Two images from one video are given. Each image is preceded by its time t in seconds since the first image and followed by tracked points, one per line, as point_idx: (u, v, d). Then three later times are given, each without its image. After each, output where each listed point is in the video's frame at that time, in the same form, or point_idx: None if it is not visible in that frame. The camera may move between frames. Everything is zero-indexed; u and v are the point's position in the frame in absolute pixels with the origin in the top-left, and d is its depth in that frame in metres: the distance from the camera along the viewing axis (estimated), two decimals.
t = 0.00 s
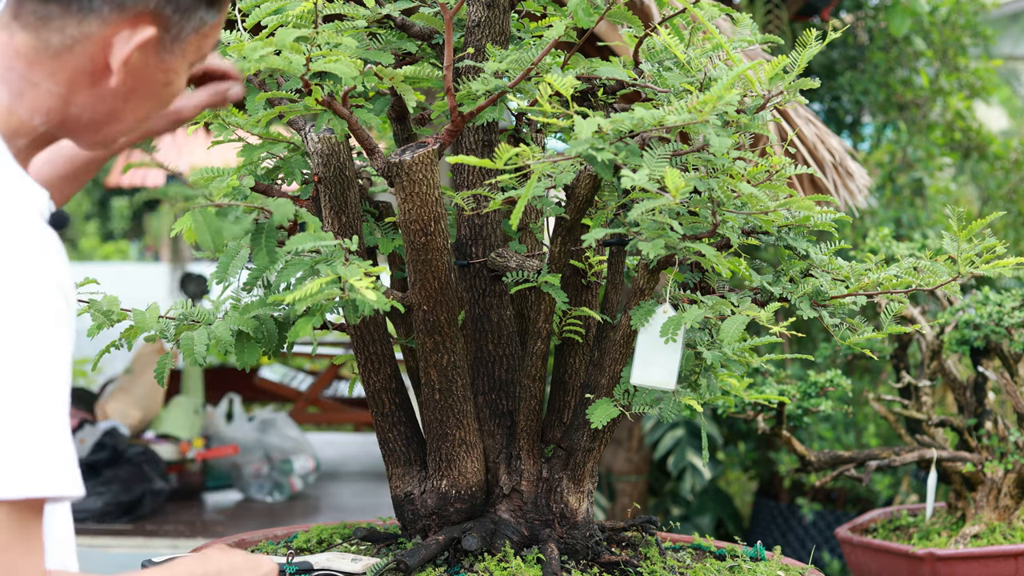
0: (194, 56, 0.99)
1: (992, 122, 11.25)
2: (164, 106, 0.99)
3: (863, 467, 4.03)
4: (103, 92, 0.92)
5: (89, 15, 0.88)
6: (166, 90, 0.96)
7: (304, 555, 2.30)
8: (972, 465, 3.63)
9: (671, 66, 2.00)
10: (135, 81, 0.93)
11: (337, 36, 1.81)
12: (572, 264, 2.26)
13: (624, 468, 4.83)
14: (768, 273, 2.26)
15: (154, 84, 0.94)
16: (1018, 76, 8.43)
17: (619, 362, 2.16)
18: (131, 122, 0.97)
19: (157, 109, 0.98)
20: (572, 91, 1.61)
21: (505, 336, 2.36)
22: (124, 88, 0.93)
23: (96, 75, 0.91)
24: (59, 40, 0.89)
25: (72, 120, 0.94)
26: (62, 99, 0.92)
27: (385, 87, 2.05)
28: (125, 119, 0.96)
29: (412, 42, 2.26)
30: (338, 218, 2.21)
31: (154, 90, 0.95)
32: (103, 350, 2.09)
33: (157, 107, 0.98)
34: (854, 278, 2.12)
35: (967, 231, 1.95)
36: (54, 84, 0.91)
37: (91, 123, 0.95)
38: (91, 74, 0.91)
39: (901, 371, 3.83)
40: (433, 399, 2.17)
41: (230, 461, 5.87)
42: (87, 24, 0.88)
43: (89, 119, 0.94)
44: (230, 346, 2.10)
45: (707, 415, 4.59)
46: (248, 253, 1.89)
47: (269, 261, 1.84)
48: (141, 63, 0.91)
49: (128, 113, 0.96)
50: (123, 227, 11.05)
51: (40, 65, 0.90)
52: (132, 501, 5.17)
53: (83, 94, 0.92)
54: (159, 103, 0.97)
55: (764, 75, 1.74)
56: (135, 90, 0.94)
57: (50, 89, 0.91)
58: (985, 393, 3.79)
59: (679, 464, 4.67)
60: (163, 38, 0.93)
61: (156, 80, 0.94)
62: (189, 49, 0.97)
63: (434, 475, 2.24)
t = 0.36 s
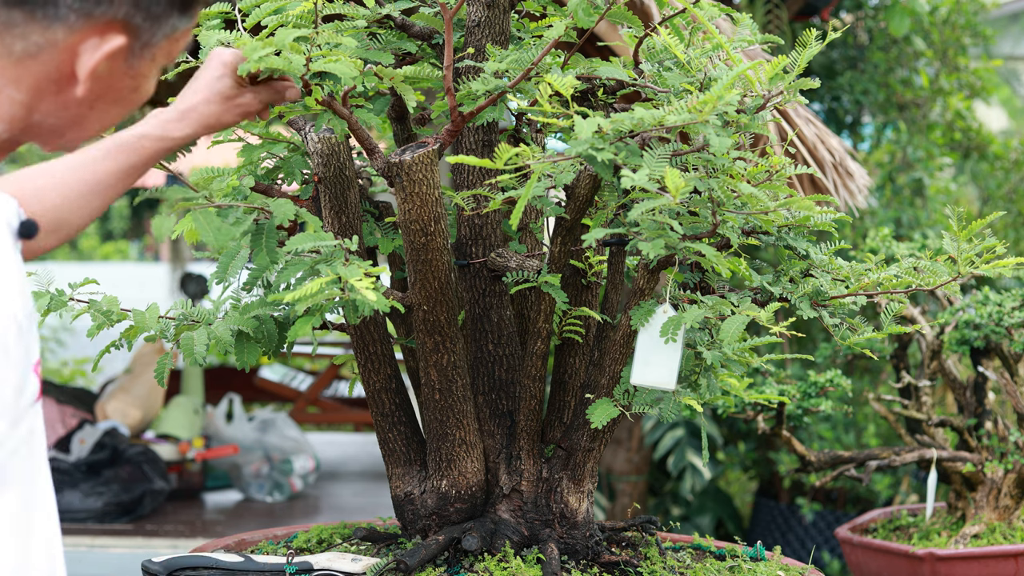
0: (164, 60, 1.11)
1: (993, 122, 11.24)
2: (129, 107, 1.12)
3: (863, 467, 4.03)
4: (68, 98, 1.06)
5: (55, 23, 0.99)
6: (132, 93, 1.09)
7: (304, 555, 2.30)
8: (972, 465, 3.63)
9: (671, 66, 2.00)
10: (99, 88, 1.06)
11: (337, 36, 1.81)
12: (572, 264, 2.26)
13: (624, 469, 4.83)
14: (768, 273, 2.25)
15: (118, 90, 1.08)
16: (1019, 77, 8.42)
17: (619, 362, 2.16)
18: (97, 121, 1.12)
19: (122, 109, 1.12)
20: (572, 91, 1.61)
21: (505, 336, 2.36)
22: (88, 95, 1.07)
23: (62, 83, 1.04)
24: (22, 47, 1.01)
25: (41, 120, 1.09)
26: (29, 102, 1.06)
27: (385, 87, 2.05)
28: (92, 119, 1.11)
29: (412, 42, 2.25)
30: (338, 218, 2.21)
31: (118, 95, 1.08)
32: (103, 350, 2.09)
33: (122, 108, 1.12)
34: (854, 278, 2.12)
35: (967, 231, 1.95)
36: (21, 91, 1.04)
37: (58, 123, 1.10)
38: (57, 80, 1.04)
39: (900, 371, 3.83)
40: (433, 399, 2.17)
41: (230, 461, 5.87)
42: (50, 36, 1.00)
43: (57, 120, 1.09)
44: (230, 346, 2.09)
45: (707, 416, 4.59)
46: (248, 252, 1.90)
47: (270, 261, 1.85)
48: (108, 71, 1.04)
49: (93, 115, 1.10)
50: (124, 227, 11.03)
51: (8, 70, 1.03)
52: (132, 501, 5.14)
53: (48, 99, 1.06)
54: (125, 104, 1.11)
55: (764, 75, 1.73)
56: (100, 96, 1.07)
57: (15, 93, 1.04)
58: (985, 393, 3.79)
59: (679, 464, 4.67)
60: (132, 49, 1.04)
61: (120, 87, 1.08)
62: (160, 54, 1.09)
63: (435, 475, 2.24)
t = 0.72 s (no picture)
0: (137, 51, 1.05)
1: (993, 122, 11.24)
2: (103, 103, 1.05)
3: (863, 467, 4.03)
4: (37, 97, 0.98)
5: (13, 23, 0.92)
6: (105, 86, 1.03)
7: (304, 555, 2.29)
8: (972, 465, 3.63)
9: (671, 66, 1.99)
10: (71, 82, 0.99)
11: (337, 36, 1.81)
12: (572, 264, 2.26)
13: (624, 469, 4.83)
14: (768, 273, 2.25)
15: (91, 82, 1.01)
16: (1019, 77, 8.43)
17: (619, 362, 2.16)
18: (73, 120, 1.04)
19: (97, 104, 1.04)
20: (572, 91, 1.61)
21: (505, 336, 2.36)
22: (60, 91, 0.99)
23: (28, 81, 0.96)
24: None
25: (12, 122, 1.00)
26: None
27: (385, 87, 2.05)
28: (66, 117, 1.03)
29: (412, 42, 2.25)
30: (338, 218, 2.21)
31: (94, 88, 1.01)
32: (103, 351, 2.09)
33: (96, 103, 1.04)
34: (854, 278, 2.12)
35: (968, 231, 1.95)
36: None
37: (30, 125, 1.01)
38: (24, 81, 0.96)
39: (901, 371, 3.83)
40: (433, 399, 2.17)
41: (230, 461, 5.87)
42: (10, 32, 0.92)
43: (29, 121, 1.00)
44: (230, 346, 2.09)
45: (707, 416, 4.59)
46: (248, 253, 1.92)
47: (269, 261, 1.85)
48: (75, 66, 0.98)
49: (68, 112, 1.02)
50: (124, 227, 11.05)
51: None
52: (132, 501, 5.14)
53: (16, 100, 0.97)
54: (99, 99, 1.04)
55: (764, 75, 1.74)
56: (73, 90, 1.00)
57: None
58: (985, 393, 3.79)
59: (679, 464, 4.66)
60: (96, 41, 0.98)
61: (94, 80, 1.01)
62: (130, 45, 1.02)
63: (434, 475, 2.24)
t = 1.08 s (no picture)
0: (135, 54, 1.07)
1: (993, 122, 11.23)
2: (102, 105, 1.08)
3: (863, 467, 4.03)
4: (35, 104, 1.01)
5: (5, 34, 0.95)
6: (103, 91, 1.05)
7: (304, 555, 2.29)
8: (972, 465, 3.63)
9: (671, 66, 1.99)
10: (68, 89, 1.02)
11: (337, 36, 1.81)
12: (572, 265, 2.26)
13: (624, 468, 4.83)
14: (768, 273, 2.25)
15: (88, 88, 1.03)
16: (1018, 77, 8.43)
17: (619, 362, 2.16)
18: (73, 122, 1.07)
19: (97, 106, 1.07)
20: (572, 91, 1.61)
21: (505, 336, 2.36)
22: (57, 97, 1.02)
23: (26, 90, 1.00)
24: None
25: (15, 128, 1.04)
26: None
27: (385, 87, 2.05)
28: (67, 122, 1.06)
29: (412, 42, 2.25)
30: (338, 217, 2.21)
31: (91, 93, 1.04)
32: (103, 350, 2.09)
33: (96, 105, 1.07)
34: (854, 278, 2.12)
35: (967, 231, 1.95)
36: None
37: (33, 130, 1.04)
38: (19, 88, 0.99)
39: (900, 371, 3.83)
40: (433, 399, 2.17)
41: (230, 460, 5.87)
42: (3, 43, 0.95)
43: (30, 126, 1.04)
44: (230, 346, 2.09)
45: (707, 415, 4.59)
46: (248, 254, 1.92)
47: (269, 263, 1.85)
48: (71, 73, 1.01)
49: (67, 116, 1.05)
50: (125, 227, 11.03)
51: None
52: (132, 501, 5.15)
53: (16, 107, 1.01)
54: (98, 102, 1.07)
55: (764, 75, 1.74)
56: (70, 96, 1.03)
57: None
58: (985, 393, 3.79)
59: (679, 464, 4.66)
60: (91, 48, 1.00)
61: (91, 86, 1.03)
62: (126, 50, 1.04)
63: (435, 475, 2.24)
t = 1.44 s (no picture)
0: (145, 39, 1.11)
1: (993, 122, 11.24)
2: (120, 91, 1.12)
3: (863, 467, 4.03)
4: (56, 97, 1.05)
5: (22, 33, 0.98)
6: (119, 77, 1.09)
7: (304, 555, 2.29)
8: (972, 465, 3.63)
9: (671, 66, 1.99)
10: (87, 79, 1.06)
11: (337, 36, 1.81)
12: (572, 264, 2.26)
13: (624, 469, 4.83)
14: (768, 273, 2.25)
15: (105, 76, 1.08)
16: (1018, 77, 8.43)
17: (619, 362, 2.16)
18: (93, 110, 1.11)
19: (113, 93, 1.12)
20: (572, 91, 1.61)
21: (505, 336, 2.36)
22: (77, 87, 1.06)
23: (46, 84, 1.04)
24: None
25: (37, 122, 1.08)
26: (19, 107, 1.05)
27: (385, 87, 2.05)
28: (88, 110, 1.11)
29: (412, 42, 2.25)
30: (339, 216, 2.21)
31: (108, 80, 1.08)
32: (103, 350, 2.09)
33: (113, 92, 1.12)
34: (854, 278, 2.12)
35: (968, 231, 1.95)
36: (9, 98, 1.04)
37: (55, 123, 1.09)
38: (41, 83, 1.03)
39: (901, 371, 3.83)
40: (433, 399, 2.17)
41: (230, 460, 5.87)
42: (21, 43, 0.99)
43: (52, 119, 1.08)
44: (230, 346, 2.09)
45: (707, 415, 4.59)
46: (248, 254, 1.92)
47: (269, 263, 1.86)
48: (88, 63, 1.05)
49: (87, 105, 1.09)
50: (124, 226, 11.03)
51: None
52: (132, 501, 5.16)
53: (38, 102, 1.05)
54: (115, 89, 1.11)
55: (764, 75, 1.73)
56: (89, 85, 1.07)
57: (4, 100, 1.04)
58: (985, 393, 3.79)
59: (679, 464, 4.66)
60: (105, 38, 1.04)
61: (108, 73, 1.08)
62: (138, 36, 1.09)
63: (434, 475, 2.24)
